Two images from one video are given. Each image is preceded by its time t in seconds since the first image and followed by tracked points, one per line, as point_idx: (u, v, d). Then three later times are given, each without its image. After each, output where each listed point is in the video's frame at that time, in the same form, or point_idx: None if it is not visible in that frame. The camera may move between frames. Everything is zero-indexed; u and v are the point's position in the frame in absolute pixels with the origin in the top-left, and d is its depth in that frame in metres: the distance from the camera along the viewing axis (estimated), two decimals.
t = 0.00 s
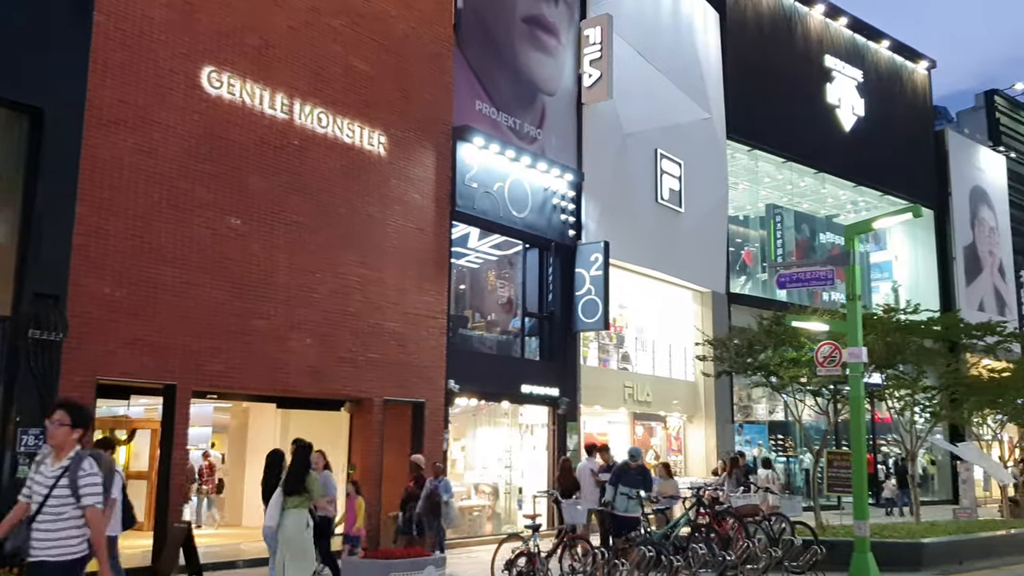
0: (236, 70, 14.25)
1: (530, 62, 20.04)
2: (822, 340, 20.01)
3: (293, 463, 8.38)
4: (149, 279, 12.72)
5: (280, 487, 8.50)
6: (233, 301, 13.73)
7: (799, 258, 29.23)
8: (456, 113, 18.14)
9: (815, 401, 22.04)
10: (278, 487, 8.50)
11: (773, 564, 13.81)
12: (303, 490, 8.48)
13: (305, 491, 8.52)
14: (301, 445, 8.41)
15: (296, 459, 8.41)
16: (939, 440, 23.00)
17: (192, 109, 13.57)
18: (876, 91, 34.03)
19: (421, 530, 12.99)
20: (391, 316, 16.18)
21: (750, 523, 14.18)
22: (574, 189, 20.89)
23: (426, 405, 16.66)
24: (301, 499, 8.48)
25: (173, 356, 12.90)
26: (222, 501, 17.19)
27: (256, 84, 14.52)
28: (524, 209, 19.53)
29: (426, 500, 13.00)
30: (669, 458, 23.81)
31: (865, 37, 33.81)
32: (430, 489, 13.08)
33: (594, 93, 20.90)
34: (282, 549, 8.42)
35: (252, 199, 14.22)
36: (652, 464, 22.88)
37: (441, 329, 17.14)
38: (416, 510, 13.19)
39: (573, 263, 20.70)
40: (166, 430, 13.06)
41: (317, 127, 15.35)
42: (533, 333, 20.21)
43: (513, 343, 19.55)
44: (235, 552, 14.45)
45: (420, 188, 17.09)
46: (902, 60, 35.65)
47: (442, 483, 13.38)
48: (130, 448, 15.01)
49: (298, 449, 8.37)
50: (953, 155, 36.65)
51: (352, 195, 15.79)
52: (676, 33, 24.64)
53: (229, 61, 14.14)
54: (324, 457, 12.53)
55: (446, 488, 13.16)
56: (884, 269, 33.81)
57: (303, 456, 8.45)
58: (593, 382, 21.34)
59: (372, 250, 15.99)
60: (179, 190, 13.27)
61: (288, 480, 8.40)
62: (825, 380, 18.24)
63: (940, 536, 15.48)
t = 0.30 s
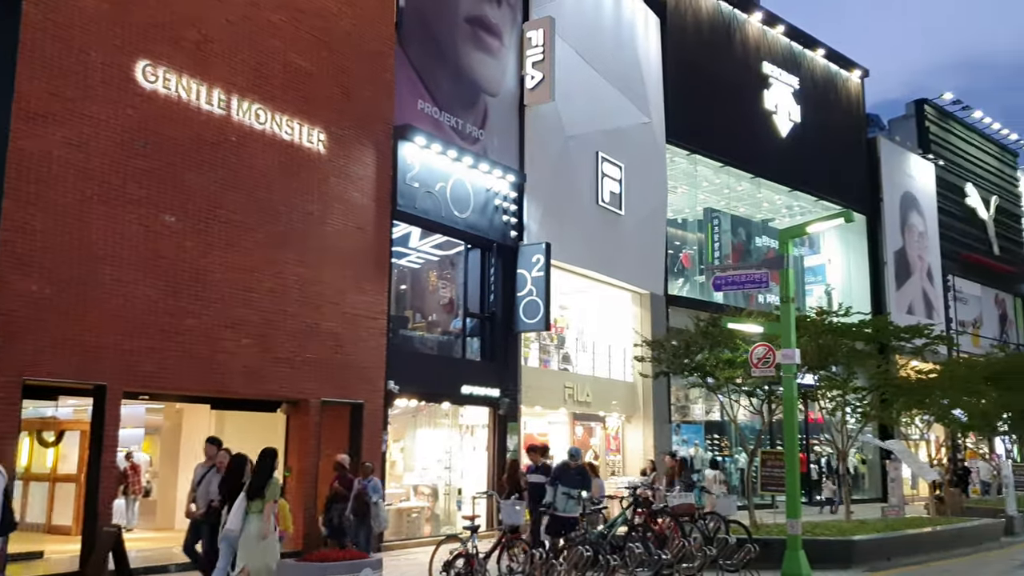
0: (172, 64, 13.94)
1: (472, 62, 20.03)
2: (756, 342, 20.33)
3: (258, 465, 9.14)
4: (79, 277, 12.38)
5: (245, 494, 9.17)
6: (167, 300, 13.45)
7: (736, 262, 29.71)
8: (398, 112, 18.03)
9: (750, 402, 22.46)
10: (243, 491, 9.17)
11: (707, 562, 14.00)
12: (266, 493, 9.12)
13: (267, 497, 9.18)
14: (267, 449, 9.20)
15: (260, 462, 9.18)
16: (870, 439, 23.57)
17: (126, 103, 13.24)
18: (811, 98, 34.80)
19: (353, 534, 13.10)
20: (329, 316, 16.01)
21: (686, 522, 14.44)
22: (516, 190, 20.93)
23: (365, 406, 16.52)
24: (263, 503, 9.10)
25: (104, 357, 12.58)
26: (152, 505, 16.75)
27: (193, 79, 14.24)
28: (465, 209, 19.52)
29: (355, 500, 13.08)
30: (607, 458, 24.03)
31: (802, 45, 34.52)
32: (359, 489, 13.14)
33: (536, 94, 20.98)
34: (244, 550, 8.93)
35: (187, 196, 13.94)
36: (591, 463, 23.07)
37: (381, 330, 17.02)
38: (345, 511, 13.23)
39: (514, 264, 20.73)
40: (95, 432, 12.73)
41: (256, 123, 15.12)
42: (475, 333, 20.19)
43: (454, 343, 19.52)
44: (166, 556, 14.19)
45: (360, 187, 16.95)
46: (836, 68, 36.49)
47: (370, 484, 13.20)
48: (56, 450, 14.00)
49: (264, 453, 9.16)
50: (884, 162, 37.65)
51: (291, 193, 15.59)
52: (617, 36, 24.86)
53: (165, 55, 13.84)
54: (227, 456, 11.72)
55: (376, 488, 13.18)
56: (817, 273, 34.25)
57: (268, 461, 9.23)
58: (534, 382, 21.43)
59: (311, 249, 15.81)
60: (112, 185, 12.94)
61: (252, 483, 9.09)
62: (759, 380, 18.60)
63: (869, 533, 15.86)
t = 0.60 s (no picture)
0: (102, 55, 13.58)
1: (412, 61, 19.93)
2: (689, 343, 20.34)
3: (217, 467, 9.76)
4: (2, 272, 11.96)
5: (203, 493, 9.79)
6: (93, 297, 13.07)
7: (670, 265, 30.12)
8: (335, 109, 17.84)
9: (684, 403, 22.78)
10: (202, 491, 9.77)
11: (639, 562, 14.16)
12: (224, 492, 9.75)
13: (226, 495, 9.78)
14: (225, 451, 9.83)
15: (218, 464, 9.78)
16: (798, 440, 24.19)
17: (52, 93, 12.83)
18: (746, 106, 35.47)
19: (268, 539, 12.38)
20: (262, 315, 15.77)
21: (618, 522, 14.57)
22: (455, 190, 20.89)
23: (297, 407, 16.29)
24: (223, 501, 9.74)
25: (26, 355, 12.18)
26: (73, 505, 15.93)
27: (124, 71, 13.88)
28: (403, 208, 19.43)
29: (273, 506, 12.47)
30: (542, 458, 24.15)
31: (738, 53, 35.17)
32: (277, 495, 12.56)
33: (476, 95, 20.99)
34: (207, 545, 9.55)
35: (116, 190, 13.59)
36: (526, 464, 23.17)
37: (315, 330, 16.82)
38: (263, 516, 12.43)
39: (453, 265, 20.71)
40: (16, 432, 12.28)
41: (189, 117, 14.81)
42: (412, 334, 20.06)
43: (390, 344, 19.38)
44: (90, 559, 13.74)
45: (296, 184, 16.72)
46: (771, 77, 37.26)
47: (289, 488, 12.58)
48: None
49: (223, 455, 9.81)
50: (815, 169, 38.56)
51: (224, 189, 15.30)
52: (557, 40, 25.02)
53: (94, 46, 13.46)
54: (129, 459, 10.89)
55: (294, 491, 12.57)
56: (749, 276, 35.19)
57: (226, 462, 9.85)
58: (471, 383, 21.43)
59: (244, 246, 15.54)
60: (37, 178, 12.55)
61: (211, 484, 9.72)
62: (690, 382, 18.94)
63: (796, 533, 16.19)
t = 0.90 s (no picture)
0: (38, 44, 13.18)
1: (358, 58, 19.77)
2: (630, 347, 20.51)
3: (176, 468, 9.19)
4: None
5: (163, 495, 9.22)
6: (23, 291, 12.68)
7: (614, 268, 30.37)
8: (279, 105, 17.60)
9: (624, 406, 22.99)
10: (161, 493, 9.20)
11: (578, 563, 14.25)
12: (185, 494, 9.20)
13: (187, 497, 9.25)
14: (183, 453, 9.23)
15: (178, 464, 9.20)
16: (736, 443, 24.63)
17: None
18: (690, 113, 35.96)
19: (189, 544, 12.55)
20: (200, 313, 15.47)
21: (557, 524, 14.60)
22: (399, 189, 20.78)
23: (235, 406, 16.01)
24: (183, 502, 9.20)
25: None
26: None
27: (60, 60, 13.50)
28: (347, 207, 19.25)
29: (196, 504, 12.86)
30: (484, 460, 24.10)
31: (683, 61, 35.62)
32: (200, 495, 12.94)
33: (422, 95, 20.91)
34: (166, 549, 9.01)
35: (51, 182, 13.22)
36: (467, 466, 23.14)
37: (254, 328, 16.55)
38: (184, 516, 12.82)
39: (396, 265, 20.61)
40: None
41: (127, 110, 14.47)
42: (353, 334, 19.88)
43: (331, 343, 19.19)
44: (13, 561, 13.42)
45: (237, 180, 16.45)
46: (715, 85, 37.80)
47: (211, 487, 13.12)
48: None
49: (181, 456, 9.22)
50: (756, 178, 39.25)
51: (162, 184, 14.97)
52: (505, 42, 25.04)
53: (29, 33, 13.06)
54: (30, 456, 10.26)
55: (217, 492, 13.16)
56: (690, 281, 35.61)
57: (186, 462, 9.26)
58: (413, 384, 21.35)
59: (183, 242, 15.23)
60: None
61: (172, 485, 9.16)
62: (631, 385, 19.14)
63: (731, 535, 16.44)
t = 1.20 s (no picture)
0: None
1: (303, 57, 19.55)
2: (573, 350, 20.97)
3: (136, 470, 10.25)
4: None
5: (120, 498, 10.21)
6: None
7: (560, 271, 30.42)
8: (222, 103, 17.30)
9: (567, 409, 23.11)
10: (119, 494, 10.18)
11: (518, 566, 14.27)
12: (142, 493, 10.19)
13: (143, 497, 10.20)
14: (139, 457, 10.43)
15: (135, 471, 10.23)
16: (677, 446, 24.96)
17: None
18: (636, 120, 36.35)
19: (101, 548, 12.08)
20: (137, 312, 15.12)
21: (499, 527, 14.57)
22: (344, 190, 20.59)
23: (172, 409, 15.68)
24: (139, 503, 10.18)
25: None
26: None
27: None
28: (291, 206, 19.02)
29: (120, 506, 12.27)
30: (427, 463, 23.96)
31: (630, 68, 35.99)
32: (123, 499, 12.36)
33: (369, 95, 20.77)
34: (122, 547, 10.00)
35: None
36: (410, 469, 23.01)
37: (193, 329, 16.24)
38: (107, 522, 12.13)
39: (340, 266, 20.41)
40: None
41: (64, 104, 14.09)
42: (295, 336, 19.61)
43: (272, 345, 18.92)
44: None
45: (177, 177, 16.12)
46: (661, 93, 38.26)
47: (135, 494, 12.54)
48: None
49: (139, 461, 10.36)
50: (699, 185, 39.81)
51: (99, 180, 14.62)
52: (453, 45, 25.01)
53: None
54: None
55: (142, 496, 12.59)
56: (634, 286, 36.04)
57: (144, 466, 10.35)
58: (355, 387, 21.19)
59: (120, 240, 14.87)
60: None
61: (130, 485, 10.15)
62: (575, 388, 19.29)
63: (671, 538, 16.59)
